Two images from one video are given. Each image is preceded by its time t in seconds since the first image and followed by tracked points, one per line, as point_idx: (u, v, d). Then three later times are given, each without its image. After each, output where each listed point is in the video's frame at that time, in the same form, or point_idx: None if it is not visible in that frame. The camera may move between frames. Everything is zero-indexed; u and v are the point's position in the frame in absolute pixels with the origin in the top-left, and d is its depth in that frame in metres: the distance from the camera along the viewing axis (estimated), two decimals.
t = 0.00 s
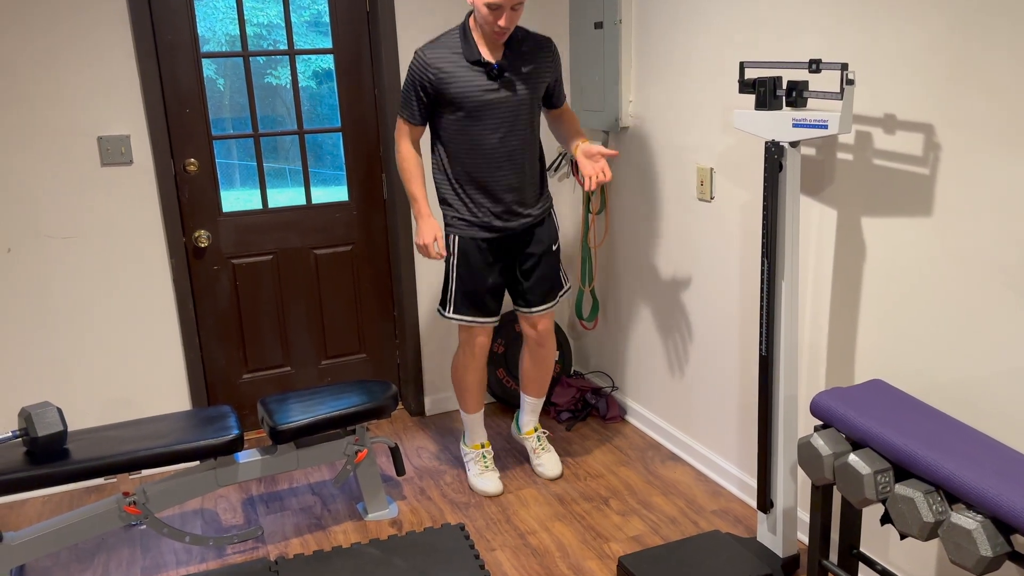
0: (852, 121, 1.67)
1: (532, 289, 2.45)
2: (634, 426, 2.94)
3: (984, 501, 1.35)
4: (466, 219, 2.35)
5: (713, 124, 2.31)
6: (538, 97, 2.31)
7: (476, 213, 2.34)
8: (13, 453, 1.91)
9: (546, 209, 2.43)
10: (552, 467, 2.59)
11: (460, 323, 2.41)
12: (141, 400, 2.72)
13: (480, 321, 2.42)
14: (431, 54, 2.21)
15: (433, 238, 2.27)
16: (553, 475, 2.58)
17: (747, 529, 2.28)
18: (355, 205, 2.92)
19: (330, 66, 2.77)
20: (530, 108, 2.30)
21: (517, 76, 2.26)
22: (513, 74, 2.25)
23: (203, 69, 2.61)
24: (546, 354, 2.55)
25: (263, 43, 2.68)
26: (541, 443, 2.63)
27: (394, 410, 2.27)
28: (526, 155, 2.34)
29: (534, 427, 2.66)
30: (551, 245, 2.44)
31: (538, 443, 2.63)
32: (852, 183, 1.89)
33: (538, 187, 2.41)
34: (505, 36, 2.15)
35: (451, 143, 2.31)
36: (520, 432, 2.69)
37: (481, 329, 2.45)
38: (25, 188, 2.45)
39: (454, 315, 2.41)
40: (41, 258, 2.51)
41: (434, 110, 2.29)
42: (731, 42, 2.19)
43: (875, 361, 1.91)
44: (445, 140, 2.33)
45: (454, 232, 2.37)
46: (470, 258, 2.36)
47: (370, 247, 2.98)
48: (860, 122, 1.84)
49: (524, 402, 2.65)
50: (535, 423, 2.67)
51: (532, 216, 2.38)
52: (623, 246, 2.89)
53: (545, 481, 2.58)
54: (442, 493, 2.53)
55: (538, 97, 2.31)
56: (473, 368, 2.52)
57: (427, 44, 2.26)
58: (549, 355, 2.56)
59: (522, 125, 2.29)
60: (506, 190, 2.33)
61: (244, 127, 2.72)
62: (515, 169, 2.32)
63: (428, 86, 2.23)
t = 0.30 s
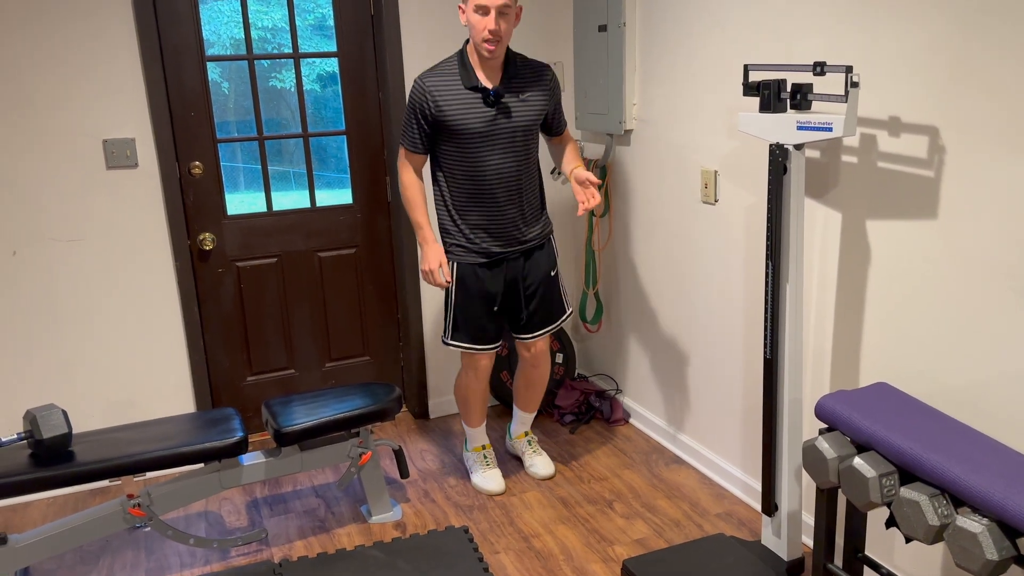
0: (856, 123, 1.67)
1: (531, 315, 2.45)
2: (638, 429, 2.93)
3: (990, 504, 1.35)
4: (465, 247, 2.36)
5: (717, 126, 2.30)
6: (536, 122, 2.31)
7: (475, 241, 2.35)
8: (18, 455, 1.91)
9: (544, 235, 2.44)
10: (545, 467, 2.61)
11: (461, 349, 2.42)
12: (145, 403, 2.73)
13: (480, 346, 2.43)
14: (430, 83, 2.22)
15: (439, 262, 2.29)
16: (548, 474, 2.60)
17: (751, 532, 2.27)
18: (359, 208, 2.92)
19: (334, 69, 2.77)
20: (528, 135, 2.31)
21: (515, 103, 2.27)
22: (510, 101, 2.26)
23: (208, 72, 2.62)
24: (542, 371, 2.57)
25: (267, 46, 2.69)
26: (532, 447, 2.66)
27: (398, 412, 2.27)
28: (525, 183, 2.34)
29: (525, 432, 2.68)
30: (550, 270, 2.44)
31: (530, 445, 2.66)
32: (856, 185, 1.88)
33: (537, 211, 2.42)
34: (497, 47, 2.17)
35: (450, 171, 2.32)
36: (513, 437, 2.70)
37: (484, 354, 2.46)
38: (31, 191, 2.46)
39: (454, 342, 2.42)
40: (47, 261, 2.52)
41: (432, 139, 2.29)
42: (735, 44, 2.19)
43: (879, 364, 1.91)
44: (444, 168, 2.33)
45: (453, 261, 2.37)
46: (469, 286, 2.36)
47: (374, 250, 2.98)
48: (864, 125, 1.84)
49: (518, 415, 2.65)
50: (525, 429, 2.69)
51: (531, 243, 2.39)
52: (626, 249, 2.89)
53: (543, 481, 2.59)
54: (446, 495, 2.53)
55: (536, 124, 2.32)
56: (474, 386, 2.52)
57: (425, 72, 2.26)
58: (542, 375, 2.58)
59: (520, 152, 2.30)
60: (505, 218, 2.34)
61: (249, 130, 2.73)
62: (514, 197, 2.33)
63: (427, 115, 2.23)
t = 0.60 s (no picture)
0: (861, 129, 1.67)
1: (524, 308, 2.45)
2: (642, 436, 2.93)
3: (997, 512, 1.34)
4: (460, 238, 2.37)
5: (722, 133, 2.31)
6: (535, 116, 2.31)
7: (469, 233, 2.36)
8: (24, 461, 1.91)
9: (540, 230, 2.43)
10: (540, 475, 2.59)
11: (456, 337, 2.44)
12: (150, 408, 2.73)
13: (472, 338, 2.44)
14: (429, 73, 2.24)
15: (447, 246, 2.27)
16: (542, 482, 2.58)
17: (757, 540, 2.26)
18: (364, 214, 2.93)
19: (340, 76, 2.78)
20: (525, 129, 2.31)
21: (512, 97, 2.27)
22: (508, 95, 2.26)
23: (214, 79, 2.63)
24: (534, 375, 2.55)
25: (273, 53, 2.70)
26: (527, 454, 2.65)
27: (402, 419, 2.27)
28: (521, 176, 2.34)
29: (519, 439, 2.67)
30: (545, 266, 2.44)
31: (524, 453, 2.64)
32: (862, 192, 1.88)
33: (534, 206, 2.42)
34: (495, 32, 2.20)
35: (447, 161, 2.33)
36: (507, 446, 2.69)
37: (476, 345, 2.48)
38: (38, 197, 2.47)
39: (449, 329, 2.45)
40: (53, 267, 2.52)
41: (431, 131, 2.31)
42: (739, 51, 2.19)
43: (886, 371, 1.90)
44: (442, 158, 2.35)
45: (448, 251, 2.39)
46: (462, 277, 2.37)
47: (379, 257, 2.98)
48: (869, 131, 1.84)
49: (511, 421, 2.65)
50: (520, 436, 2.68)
51: (525, 237, 2.39)
52: (631, 256, 2.89)
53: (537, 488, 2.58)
54: (450, 502, 2.52)
55: (534, 119, 2.32)
56: (467, 384, 2.55)
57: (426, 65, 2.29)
58: (536, 376, 2.56)
59: (517, 146, 2.30)
60: (499, 211, 2.34)
61: (255, 136, 2.74)
62: (509, 190, 2.33)
63: (425, 104, 2.25)
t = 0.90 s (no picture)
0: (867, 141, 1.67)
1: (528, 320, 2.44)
2: (649, 448, 2.92)
3: (1006, 526, 1.33)
4: (462, 251, 2.38)
5: (728, 144, 2.31)
6: (537, 129, 2.32)
7: (471, 246, 2.36)
8: (30, 472, 1.91)
9: (544, 242, 2.41)
10: (557, 489, 2.56)
11: (460, 349, 2.46)
12: (157, 419, 2.73)
13: (478, 348, 2.46)
14: (430, 89, 2.28)
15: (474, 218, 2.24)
16: (560, 496, 2.54)
17: (765, 553, 2.25)
18: (371, 225, 2.93)
19: (347, 88, 2.80)
20: (525, 143, 2.31)
21: (512, 111, 2.28)
22: (507, 108, 2.27)
23: (222, 92, 2.65)
24: (547, 386, 2.52)
25: (281, 66, 2.72)
26: (543, 468, 2.61)
27: (408, 430, 2.27)
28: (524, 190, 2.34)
29: (534, 453, 2.64)
30: (549, 278, 2.42)
31: (541, 467, 2.61)
32: (868, 203, 1.88)
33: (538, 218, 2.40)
34: (499, 45, 2.22)
35: (448, 174, 2.35)
36: (520, 459, 2.66)
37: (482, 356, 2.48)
38: (47, 209, 2.48)
39: (451, 342, 2.46)
40: (62, 278, 2.54)
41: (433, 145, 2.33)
42: (745, 63, 2.20)
43: (894, 383, 1.89)
44: (444, 172, 2.37)
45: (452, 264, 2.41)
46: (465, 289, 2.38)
47: (385, 268, 2.99)
48: (876, 143, 1.84)
49: (524, 432, 2.63)
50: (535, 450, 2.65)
51: (528, 249, 2.37)
52: (637, 267, 2.88)
53: (555, 502, 2.55)
54: (456, 514, 2.52)
55: (534, 132, 2.32)
56: (475, 395, 2.55)
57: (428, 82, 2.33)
58: (550, 389, 2.54)
59: (516, 159, 2.30)
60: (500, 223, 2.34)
61: (262, 148, 2.75)
62: (511, 202, 2.33)
63: (426, 119, 2.28)
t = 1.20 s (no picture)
0: (876, 163, 1.67)
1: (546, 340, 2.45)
2: (659, 470, 2.90)
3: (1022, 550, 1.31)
4: (483, 270, 2.40)
5: (737, 166, 2.32)
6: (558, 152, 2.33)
7: (491, 265, 2.38)
8: (41, 492, 1.92)
9: (564, 263, 2.42)
10: (570, 518, 2.50)
11: (477, 370, 2.44)
12: (166, 440, 2.73)
13: (498, 368, 2.44)
14: (454, 112, 2.30)
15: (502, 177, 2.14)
16: (573, 525, 2.49)
17: None
18: (380, 246, 2.95)
19: (358, 111, 2.83)
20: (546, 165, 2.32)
21: (533, 134, 2.30)
22: (529, 132, 2.29)
23: (234, 114, 2.68)
24: (561, 406, 2.55)
25: (292, 89, 2.74)
26: (557, 497, 2.56)
27: (416, 450, 2.26)
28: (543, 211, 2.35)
29: (549, 482, 2.59)
30: (568, 298, 2.42)
31: (554, 496, 2.56)
32: (878, 225, 1.88)
33: (559, 238, 2.41)
34: (523, 70, 2.24)
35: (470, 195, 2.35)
36: (535, 489, 2.61)
37: (499, 376, 2.47)
38: (60, 231, 2.51)
39: (469, 362, 2.45)
40: (75, 298, 2.56)
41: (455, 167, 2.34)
42: (753, 85, 2.21)
43: (906, 405, 1.88)
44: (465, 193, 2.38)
45: (472, 282, 2.43)
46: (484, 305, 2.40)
47: (395, 288, 3.00)
48: (885, 164, 1.84)
49: (539, 460, 2.60)
50: (550, 478, 2.61)
51: (547, 270, 2.38)
52: (646, 287, 2.88)
53: (568, 532, 2.49)
54: (465, 536, 2.50)
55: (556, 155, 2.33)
56: (490, 414, 2.53)
57: (452, 105, 2.35)
58: (563, 406, 2.56)
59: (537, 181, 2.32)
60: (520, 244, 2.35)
61: (274, 170, 2.78)
62: (532, 223, 2.34)
63: (448, 141, 2.30)
